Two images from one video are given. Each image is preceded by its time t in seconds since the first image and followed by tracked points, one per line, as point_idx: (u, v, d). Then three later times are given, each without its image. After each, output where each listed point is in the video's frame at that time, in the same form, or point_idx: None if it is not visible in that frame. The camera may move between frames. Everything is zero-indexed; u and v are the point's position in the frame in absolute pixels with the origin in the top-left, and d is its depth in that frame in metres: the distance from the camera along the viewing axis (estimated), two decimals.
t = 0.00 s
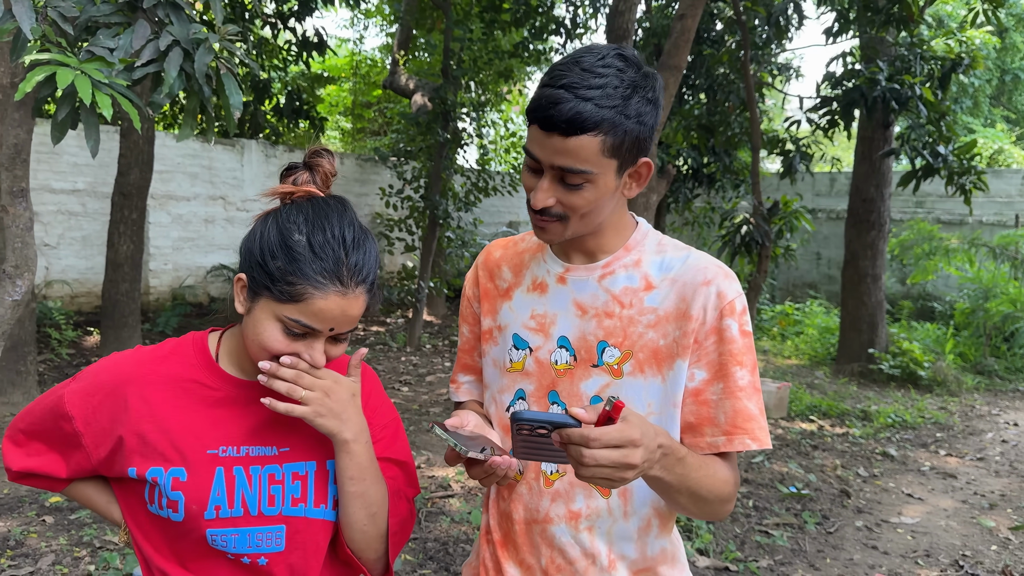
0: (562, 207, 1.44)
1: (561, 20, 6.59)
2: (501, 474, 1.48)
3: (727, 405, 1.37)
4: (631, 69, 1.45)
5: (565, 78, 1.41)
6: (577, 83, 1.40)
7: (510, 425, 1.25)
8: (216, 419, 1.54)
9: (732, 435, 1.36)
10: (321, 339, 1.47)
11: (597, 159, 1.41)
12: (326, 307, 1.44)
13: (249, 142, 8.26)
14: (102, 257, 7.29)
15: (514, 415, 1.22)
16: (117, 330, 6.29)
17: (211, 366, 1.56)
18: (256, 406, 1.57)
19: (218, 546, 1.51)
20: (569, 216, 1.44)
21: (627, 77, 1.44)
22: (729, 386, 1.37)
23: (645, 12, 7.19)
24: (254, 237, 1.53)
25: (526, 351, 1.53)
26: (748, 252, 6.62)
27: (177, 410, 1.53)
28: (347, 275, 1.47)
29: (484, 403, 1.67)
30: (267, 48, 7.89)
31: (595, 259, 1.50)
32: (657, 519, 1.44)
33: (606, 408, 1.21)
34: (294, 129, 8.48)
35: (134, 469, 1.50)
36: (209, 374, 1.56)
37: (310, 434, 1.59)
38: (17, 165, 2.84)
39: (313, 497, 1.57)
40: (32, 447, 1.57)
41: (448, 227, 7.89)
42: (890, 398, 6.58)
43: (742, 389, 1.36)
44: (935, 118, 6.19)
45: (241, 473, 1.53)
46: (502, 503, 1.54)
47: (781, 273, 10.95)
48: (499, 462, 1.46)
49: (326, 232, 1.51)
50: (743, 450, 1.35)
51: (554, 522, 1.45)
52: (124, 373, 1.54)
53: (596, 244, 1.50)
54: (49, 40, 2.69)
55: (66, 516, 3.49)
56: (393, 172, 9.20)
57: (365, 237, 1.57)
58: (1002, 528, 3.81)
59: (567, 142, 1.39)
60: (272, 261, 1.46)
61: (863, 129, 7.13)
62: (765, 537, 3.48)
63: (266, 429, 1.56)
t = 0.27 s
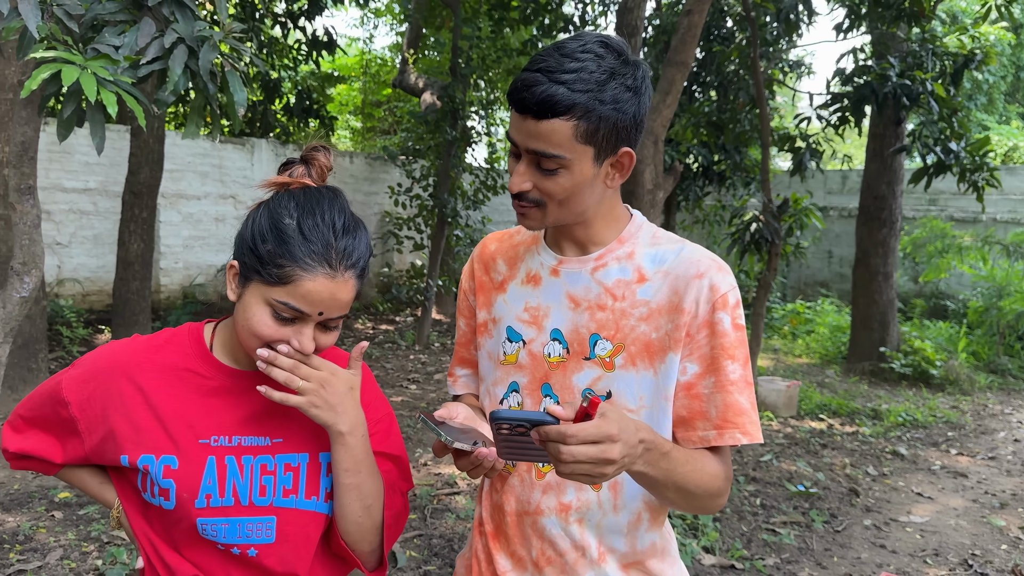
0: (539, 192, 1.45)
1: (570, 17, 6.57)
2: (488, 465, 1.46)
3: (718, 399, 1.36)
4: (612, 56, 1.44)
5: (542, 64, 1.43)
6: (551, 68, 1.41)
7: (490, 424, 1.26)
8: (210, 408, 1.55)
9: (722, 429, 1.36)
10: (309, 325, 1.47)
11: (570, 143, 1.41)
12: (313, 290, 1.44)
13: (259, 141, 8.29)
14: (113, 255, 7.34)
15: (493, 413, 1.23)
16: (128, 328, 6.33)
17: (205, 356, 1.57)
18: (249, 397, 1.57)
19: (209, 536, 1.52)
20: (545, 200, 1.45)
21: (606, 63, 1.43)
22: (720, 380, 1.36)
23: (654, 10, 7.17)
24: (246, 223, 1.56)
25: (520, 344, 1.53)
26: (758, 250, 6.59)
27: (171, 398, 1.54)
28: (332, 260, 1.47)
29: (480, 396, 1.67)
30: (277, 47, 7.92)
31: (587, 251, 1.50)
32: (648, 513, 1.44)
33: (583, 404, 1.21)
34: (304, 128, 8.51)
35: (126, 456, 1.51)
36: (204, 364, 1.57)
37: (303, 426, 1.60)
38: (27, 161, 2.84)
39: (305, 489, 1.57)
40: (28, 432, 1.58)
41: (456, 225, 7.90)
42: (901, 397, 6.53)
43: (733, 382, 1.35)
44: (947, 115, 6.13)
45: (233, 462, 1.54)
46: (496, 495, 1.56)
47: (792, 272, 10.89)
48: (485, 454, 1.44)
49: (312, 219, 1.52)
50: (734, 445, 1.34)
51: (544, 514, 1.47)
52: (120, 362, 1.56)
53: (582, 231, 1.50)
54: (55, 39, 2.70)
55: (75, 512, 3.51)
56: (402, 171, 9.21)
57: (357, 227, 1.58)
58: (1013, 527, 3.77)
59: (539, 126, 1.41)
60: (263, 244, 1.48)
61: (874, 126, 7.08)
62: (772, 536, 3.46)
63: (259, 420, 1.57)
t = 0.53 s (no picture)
0: (550, 196, 1.42)
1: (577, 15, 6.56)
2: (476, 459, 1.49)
3: (709, 397, 1.36)
4: (599, 52, 1.45)
5: (535, 69, 1.42)
6: (547, 72, 1.41)
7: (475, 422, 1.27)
8: (207, 404, 1.57)
9: (713, 427, 1.36)
10: (306, 316, 1.48)
11: (579, 143, 1.40)
12: (310, 279, 1.46)
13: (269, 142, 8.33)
14: (124, 256, 7.39)
15: (475, 412, 1.23)
16: (138, 328, 6.37)
17: (202, 351, 1.59)
18: (244, 393, 1.59)
19: (205, 530, 1.52)
20: (558, 205, 1.43)
21: (596, 60, 1.44)
22: (711, 378, 1.36)
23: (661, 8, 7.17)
24: (238, 227, 1.57)
25: (515, 342, 1.54)
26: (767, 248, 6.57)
27: (168, 393, 1.55)
28: (327, 250, 1.50)
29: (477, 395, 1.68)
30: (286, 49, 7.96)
31: (583, 249, 1.50)
32: (640, 510, 1.44)
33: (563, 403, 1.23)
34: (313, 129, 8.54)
35: (124, 451, 1.52)
36: (200, 359, 1.59)
37: (299, 422, 1.61)
38: (34, 163, 2.88)
39: (301, 485, 1.58)
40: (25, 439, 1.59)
41: (465, 224, 7.91)
42: (912, 395, 6.49)
43: (724, 381, 1.35)
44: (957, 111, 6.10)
45: (230, 456, 1.55)
46: (492, 492, 1.56)
47: (803, 270, 10.84)
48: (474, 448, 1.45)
49: (303, 215, 1.54)
50: (724, 443, 1.34)
51: (537, 511, 1.47)
52: (117, 358, 1.58)
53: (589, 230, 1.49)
54: (61, 41, 2.72)
55: (84, 510, 3.54)
56: (411, 170, 9.24)
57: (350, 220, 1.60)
58: (1023, 526, 3.74)
59: (545, 131, 1.38)
60: (260, 236, 1.50)
61: (884, 123, 7.04)
62: (779, 534, 3.45)
63: (255, 416, 1.58)
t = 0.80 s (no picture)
0: (570, 200, 1.41)
1: (582, 14, 6.55)
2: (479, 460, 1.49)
3: (717, 393, 1.35)
4: (610, 51, 1.44)
5: (550, 74, 1.40)
6: (566, 76, 1.39)
7: (481, 425, 1.27)
8: (213, 406, 1.56)
9: (722, 424, 1.34)
10: (319, 303, 1.49)
11: (600, 146, 1.39)
12: (321, 265, 1.48)
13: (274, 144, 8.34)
14: (130, 258, 7.41)
15: (481, 416, 1.24)
16: (145, 330, 6.39)
17: (202, 353, 1.59)
18: (246, 392, 1.59)
19: (219, 534, 1.51)
20: (579, 208, 1.42)
21: (609, 60, 1.43)
22: (720, 374, 1.35)
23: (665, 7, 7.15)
24: (239, 224, 1.57)
25: (522, 342, 1.53)
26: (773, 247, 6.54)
27: (171, 398, 1.54)
28: (333, 239, 1.52)
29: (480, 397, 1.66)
30: (291, 51, 7.98)
31: (591, 248, 1.49)
32: (650, 509, 1.43)
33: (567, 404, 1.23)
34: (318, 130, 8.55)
35: (132, 461, 1.49)
36: (200, 360, 1.58)
37: (304, 419, 1.62)
38: (39, 166, 2.88)
39: (312, 481, 1.59)
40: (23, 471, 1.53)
41: (470, 225, 7.90)
42: (920, 394, 6.46)
43: (733, 377, 1.34)
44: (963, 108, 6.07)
45: (241, 457, 1.54)
46: (499, 493, 1.56)
47: (810, 268, 10.80)
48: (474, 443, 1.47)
49: (307, 209, 1.55)
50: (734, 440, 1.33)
51: (546, 512, 1.46)
52: (110, 368, 1.54)
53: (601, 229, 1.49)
54: (65, 43, 2.73)
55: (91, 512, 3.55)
56: (416, 171, 9.24)
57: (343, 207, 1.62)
58: None
59: (568, 136, 1.37)
60: (265, 228, 1.51)
61: (890, 121, 7.02)
62: (787, 534, 3.43)
63: (262, 415, 1.58)
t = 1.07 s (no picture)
0: (583, 200, 1.41)
1: (583, 14, 6.55)
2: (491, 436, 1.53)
3: (727, 390, 1.35)
4: (623, 53, 1.44)
5: (563, 76, 1.39)
6: (580, 73, 1.38)
7: (490, 421, 1.28)
8: (225, 409, 1.55)
9: (732, 421, 1.34)
10: (332, 285, 1.53)
11: (613, 146, 1.39)
12: (333, 247, 1.53)
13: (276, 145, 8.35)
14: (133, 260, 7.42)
15: (490, 411, 1.25)
16: (148, 332, 6.39)
17: (209, 355, 1.58)
18: (256, 394, 1.59)
19: (234, 536, 1.50)
20: (592, 207, 1.42)
21: (621, 60, 1.43)
22: (729, 371, 1.35)
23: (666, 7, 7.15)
24: (243, 218, 1.59)
25: (531, 341, 1.53)
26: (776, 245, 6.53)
27: (183, 402, 1.53)
28: (341, 220, 1.57)
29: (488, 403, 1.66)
30: (292, 52, 7.98)
31: (599, 246, 1.49)
32: (661, 506, 1.43)
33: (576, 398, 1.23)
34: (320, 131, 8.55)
35: (145, 467, 1.49)
36: (207, 363, 1.57)
37: (312, 419, 1.62)
38: (42, 168, 2.88)
39: (323, 482, 1.61)
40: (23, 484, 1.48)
41: (472, 225, 7.91)
42: (924, 392, 6.45)
43: (743, 374, 1.34)
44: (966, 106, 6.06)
45: (255, 459, 1.54)
46: (507, 492, 1.56)
47: (812, 267, 10.79)
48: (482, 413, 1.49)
49: (312, 199, 1.58)
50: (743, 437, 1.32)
51: (556, 511, 1.46)
52: (115, 374, 1.52)
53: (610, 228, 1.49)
54: (67, 45, 2.73)
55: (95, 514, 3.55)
56: (417, 172, 9.24)
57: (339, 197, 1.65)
58: None
59: (582, 138, 1.37)
60: (273, 217, 1.54)
61: (892, 119, 7.01)
62: (791, 533, 3.43)
63: (272, 416, 1.59)
